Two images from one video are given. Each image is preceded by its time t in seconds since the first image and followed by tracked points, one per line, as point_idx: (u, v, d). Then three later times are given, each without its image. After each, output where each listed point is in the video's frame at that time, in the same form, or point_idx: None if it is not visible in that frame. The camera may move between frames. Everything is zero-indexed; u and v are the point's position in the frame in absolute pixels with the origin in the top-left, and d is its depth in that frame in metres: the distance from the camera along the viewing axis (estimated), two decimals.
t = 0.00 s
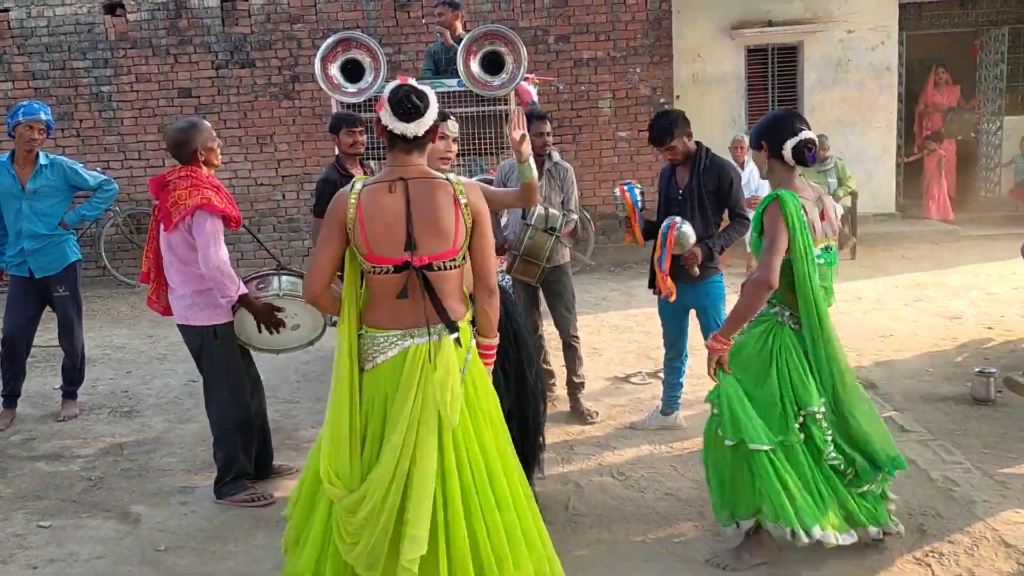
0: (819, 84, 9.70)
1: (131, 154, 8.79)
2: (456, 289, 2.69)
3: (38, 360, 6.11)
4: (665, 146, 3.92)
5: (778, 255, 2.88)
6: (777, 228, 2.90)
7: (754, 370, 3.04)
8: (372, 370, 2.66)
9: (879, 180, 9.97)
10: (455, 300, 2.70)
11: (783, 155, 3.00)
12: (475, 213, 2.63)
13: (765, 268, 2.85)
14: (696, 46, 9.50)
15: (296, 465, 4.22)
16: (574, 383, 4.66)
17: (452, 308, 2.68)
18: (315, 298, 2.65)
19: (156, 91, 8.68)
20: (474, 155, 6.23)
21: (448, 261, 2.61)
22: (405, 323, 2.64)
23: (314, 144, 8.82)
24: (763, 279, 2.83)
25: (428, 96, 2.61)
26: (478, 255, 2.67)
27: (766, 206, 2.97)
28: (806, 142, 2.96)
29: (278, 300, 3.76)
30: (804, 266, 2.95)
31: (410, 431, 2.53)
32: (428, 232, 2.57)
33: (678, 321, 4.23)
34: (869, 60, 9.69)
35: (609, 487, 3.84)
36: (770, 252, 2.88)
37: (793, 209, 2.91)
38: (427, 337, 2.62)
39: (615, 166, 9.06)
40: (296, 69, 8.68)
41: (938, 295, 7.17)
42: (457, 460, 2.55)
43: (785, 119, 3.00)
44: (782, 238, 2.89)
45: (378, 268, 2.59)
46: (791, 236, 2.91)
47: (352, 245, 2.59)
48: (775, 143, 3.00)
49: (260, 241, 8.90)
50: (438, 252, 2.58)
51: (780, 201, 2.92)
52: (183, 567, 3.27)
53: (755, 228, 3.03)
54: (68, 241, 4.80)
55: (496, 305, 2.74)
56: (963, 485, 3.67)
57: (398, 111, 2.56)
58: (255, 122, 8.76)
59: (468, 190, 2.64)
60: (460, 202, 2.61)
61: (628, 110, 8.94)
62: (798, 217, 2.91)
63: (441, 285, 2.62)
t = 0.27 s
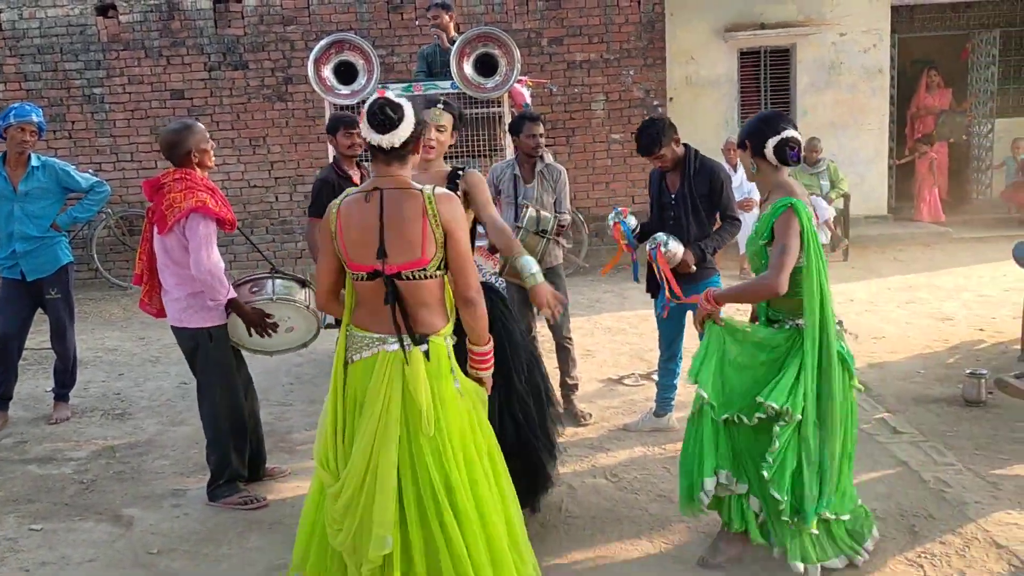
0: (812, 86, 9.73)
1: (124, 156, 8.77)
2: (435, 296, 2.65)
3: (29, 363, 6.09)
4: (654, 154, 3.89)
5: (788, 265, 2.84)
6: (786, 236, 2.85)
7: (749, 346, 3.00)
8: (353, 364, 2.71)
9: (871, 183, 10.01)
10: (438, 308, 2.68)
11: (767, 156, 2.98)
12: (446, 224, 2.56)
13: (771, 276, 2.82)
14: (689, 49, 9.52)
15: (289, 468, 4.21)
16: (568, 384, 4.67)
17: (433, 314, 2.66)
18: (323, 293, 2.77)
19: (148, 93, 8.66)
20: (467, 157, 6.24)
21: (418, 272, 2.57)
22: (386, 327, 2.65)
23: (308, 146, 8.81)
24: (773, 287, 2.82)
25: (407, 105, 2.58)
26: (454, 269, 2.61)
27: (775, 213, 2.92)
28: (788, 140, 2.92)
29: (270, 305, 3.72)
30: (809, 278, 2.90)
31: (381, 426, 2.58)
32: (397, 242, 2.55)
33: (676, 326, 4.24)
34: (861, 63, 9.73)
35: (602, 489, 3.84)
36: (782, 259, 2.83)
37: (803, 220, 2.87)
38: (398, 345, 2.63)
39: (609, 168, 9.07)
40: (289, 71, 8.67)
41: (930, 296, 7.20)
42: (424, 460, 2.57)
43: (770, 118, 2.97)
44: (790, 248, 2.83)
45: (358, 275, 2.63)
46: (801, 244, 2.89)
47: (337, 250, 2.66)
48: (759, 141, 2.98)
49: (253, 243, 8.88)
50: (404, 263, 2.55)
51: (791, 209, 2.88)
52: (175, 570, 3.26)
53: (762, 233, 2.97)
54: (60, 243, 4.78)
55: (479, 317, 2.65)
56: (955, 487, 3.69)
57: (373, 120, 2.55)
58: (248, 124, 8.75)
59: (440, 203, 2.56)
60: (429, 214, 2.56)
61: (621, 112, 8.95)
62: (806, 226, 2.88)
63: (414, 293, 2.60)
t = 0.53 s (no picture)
0: (809, 88, 9.76)
1: (121, 157, 8.77)
2: (422, 285, 2.71)
3: (27, 365, 6.09)
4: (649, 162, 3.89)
5: (756, 254, 2.81)
6: (751, 225, 2.85)
7: (739, 368, 3.02)
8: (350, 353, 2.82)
9: (868, 184, 10.04)
10: (427, 298, 2.74)
11: (737, 156, 3.01)
12: (430, 211, 2.63)
13: (742, 266, 2.80)
14: (686, 50, 9.54)
15: (287, 469, 4.22)
16: (565, 386, 4.68)
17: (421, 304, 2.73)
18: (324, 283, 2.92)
19: (146, 95, 8.66)
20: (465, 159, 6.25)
21: (405, 260, 2.65)
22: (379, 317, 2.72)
23: (305, 148, 8.82)
24: (746, 278, 2.79)
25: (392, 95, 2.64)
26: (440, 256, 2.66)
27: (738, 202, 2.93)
28: (756, 140, 2.97)
29: (268, 305, 3.73)
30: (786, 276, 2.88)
31: (373, 416, 2.69)
32: (384, 232, 2.62)
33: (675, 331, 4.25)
34: (858, 65, 9.75)
35: (600, 490, 3.85)
36: (748, 249, 2.81)
37: (767, 209, 2.86)
38: (389, 333, 2.71)
39: (606, 169, 9.09)
40: (286, 73, 8.68)
41: (926, 298, 7.22)
42: (409, 452, 2.65)
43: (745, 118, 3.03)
44: (758, 238, 2.82)
45: (348, 266, 2.72)
46: (768, 232, 2.87)
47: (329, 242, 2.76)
48: (732, 139, 3.02)
49: (250, 244, 8.88)
50: (391, 252, 2.63)
51: (754, 194, 2.89)
52: (173, 572, 3.26)
53: (726, 223, 2.97)
54: (58, 245, 4.79)
55: (464, 305, 2.69)
56: (952, 488, 3.70)
57: (360, 108, 2.61)
58: (245, 126, 8.75)
59: (423, 190, 2.63)
60: (412, 202, 2.62)
61: (618, 114, 8.97)
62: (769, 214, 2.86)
63: (402, 282, 2.68)
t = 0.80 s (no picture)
0: (809, 89, 9.77)
1: (122, 160, 8.78)
2: (426, 287, 2.71)
3: (28, 367, 6.10)
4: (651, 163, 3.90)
5: (736, 271, 2.82)
6: (735, 242, 2.84)
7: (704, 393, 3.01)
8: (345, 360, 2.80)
9: (867, 186, 10.05)
10: (428, 304, 2.74)
11: (740, 168, 2.99)
12: (432, 211, 2.64)
13: (722, 281, 2.80)
14: (686, 52, 9.55)
15: (288, 471, 4.23)
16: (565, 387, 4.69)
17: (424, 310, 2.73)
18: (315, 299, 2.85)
19: (147, 97, 8.67)
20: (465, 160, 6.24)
21: (411, 263, 2.65)
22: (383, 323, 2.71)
23: (306, 150, 8.83)
24: (724, 292, 2.79)
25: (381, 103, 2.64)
26: (446, 253, 2.67)
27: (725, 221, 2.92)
28: (761, 153, 2.93)
29: (271, 307, 3.74)
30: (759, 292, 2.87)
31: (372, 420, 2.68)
32: (386, 236, 2.62)
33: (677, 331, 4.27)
34: (858, 66, 9.76)
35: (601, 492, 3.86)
36: (727, 266, 2.82)
37: (751, 227, 2.83)
38: (393, 339, 2.71)
39: (606, 171, 9.10)
40: (287, 75, 8.69)
41: (926, 299, 7.23)
42: (408, 460, 2.66)
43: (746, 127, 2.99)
44: (739, 254, 2.82)
45: (351, 275, 2.69)
46: (750, 255, 2.85)
47: (326, 253, 2.72)
48: (732, 151, 2.99)
49: (251, 247, 8.89)
50: (397, 256, 2.63)
51: (740, 215, 2.86)
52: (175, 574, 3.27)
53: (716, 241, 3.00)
54: (60, 247, 4.80)
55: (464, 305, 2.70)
56: (952, 489, 3.70)
57: (349, 114, 2.59)
58: (246, 128, 8.76)
59: (423, 191, 2.65)
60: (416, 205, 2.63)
61: (618, 115, 8.98)
62: (759, 233, 2.84)
63: (409, 286, 2.68)
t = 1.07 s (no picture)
0: (810, 91, 9.77)
1: (125, 162, 8.80)
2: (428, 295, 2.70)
3: (31, 370, 6.11)
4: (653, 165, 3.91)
5: (744, 265, 2.84)
6: (743, 237, 2.85)
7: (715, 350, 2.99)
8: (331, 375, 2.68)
9: (869, 187, 10.04)
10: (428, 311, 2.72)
11: (729, 161, 3.00)
12: (444, 222, 2.70)
13: (726, 278, 2.81)
14: (687, 54, 9.56)
15: (291, 473, 4.23)
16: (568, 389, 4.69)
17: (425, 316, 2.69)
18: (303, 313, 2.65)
19: (149, 100, 8.69)
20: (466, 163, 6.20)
21: (421, 266, 2.65)
22: (379, 332, 2.65)
23: (308, 152, 8.84)
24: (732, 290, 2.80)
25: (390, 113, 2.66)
26: (450, 260, 2.72)
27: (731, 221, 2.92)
28: (750, 147, 2.93)
29: (272, 311, 3.78)
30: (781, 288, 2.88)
31: (369, 440, 2.58)
32: (400, 239, 2.62)
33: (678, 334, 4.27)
34: (860, 67, 9.76)
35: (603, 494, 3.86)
36: (737, 262, 2.83)
37: (761, 222, 2.86)
38: (402, 347, 2.65)
39: (608, 173, 9.10)
40: (289, 78, 8.70)
41: (929, 300, 7.22)
42: (409, 477, 2.60)
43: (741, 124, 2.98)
44: (749, 248, 2.84)
45: (352, 277, 2.61)
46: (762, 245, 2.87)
47: (324, 257, 2.61)
48: (725, 143, 2.99)
49: (253, 249, 8.90)
50: (408, 258, 2.62)
51: (749, 213, 2.87)
52: None
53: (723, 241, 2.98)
54: (63, 250, 4.81)
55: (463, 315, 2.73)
56: (954, 491, 3.70)
57: (363, 125, 2.60)
58: (248, 131, 8.77)
59: (437, 200, 2.71)
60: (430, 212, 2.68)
61: (620, 117, 8.98)
62: (770, 231, 2.88)
63: (413, 291, 2.64)
